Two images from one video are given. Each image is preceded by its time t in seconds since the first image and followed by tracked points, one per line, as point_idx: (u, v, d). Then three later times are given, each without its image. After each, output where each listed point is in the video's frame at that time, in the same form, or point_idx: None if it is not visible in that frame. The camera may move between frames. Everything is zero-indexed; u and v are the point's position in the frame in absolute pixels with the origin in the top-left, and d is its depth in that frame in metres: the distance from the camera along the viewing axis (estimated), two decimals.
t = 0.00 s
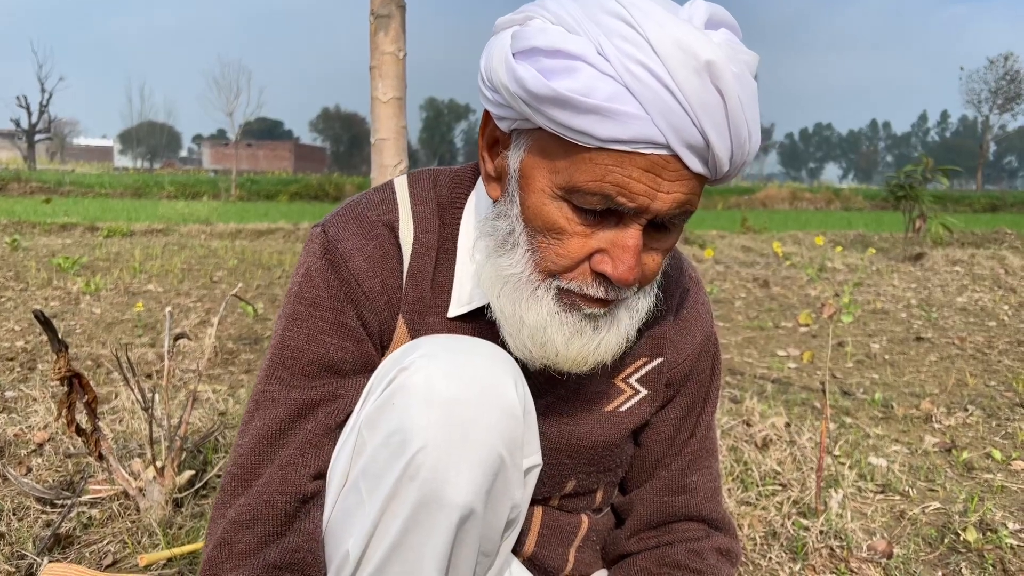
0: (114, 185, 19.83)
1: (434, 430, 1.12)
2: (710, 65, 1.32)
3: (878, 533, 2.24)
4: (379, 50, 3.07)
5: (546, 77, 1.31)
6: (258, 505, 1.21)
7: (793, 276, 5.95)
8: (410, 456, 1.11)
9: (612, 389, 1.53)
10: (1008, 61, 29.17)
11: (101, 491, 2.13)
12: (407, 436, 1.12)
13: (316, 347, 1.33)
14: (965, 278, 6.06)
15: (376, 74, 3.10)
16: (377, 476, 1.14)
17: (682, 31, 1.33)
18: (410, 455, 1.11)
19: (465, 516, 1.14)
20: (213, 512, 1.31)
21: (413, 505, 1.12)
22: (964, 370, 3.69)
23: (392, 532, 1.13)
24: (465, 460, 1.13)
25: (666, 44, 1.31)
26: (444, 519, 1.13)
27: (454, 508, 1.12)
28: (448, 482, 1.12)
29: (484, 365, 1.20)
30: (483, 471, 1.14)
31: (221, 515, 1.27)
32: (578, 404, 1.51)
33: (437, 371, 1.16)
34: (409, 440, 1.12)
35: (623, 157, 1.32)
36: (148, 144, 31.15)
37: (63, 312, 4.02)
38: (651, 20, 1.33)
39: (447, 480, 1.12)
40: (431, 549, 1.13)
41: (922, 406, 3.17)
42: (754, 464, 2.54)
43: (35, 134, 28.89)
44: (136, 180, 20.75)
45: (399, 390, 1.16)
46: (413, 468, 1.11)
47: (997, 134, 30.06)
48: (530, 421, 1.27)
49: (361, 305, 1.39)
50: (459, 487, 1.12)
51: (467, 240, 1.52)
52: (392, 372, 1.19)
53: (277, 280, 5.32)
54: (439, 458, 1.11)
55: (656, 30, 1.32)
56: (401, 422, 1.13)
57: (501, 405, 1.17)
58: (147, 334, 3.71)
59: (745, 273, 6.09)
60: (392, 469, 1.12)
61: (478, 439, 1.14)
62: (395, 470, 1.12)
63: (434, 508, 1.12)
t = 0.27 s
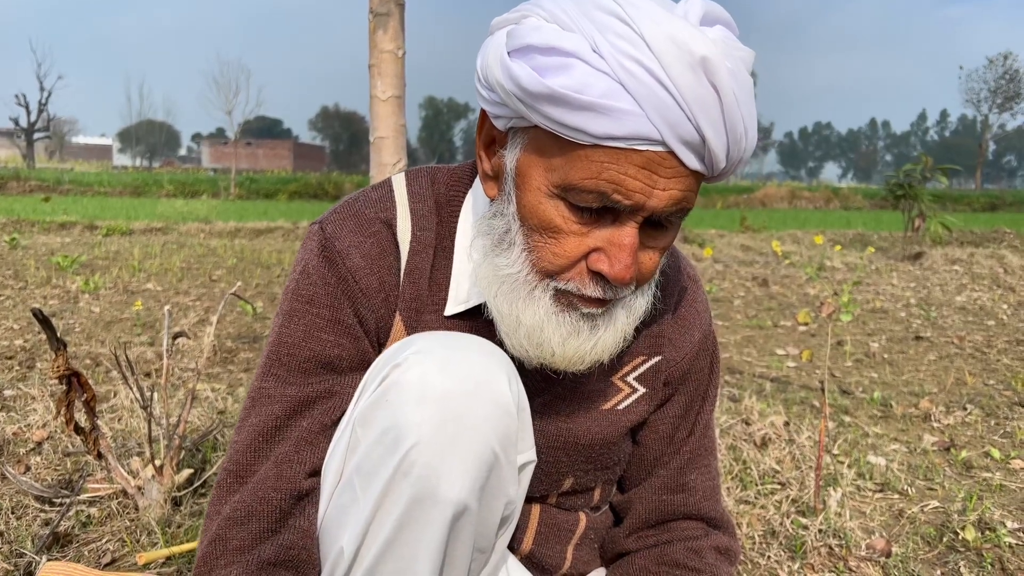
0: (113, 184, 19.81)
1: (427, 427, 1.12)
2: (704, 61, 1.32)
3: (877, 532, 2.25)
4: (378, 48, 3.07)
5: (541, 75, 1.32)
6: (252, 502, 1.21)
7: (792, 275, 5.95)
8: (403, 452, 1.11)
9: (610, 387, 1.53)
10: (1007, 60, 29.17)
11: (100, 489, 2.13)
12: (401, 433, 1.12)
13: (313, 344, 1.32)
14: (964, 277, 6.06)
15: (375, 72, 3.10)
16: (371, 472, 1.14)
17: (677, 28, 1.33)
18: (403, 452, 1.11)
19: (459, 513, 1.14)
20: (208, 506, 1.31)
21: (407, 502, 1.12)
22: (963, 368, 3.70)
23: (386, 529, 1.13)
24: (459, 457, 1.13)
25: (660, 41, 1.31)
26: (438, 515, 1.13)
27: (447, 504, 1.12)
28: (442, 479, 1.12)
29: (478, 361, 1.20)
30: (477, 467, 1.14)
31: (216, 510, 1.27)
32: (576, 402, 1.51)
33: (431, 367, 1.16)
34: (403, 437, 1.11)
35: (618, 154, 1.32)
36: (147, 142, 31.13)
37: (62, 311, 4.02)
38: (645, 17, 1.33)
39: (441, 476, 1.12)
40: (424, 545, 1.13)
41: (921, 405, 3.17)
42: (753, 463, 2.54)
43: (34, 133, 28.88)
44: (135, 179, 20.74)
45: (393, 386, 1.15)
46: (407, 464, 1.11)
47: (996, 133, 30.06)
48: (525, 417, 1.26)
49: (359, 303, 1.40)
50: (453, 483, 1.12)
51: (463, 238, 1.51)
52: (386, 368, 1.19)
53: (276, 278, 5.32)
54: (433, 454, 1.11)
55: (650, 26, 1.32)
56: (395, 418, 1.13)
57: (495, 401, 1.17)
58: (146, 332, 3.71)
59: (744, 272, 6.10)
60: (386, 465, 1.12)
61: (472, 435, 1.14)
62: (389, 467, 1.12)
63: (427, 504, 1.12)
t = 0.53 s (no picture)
0: (112, 183, 19.79)
1: (425, 425, 1.11)
2: (705, 61, 1.32)
3: (876, 531, 2.25)
4: (377, 48, 3.07)
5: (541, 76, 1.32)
6: (248, 501, 1.21)
7: (791, 275, 5.95)
8: (401, 451, 1.11)
9: (610, 386, 1.53)
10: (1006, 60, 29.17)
11: (99, 489, 2.13)
12: (398, 432, 1.12)
13: (311, 343, 1.32)
14: (964, 277, 6.06)
15: (374, 72, 3.09)
16: (369, 471, 1.14)
17: (677, 29, 1.33)
18: (401, 450, 1.11)
19: (457, 511, 1.14)
20: (205, 504, 1.30)
21: (404, 501, 1.12)
22: (963, 368, 3.70)
23: (384, 527, 1.13)
24: (456, 456, 1.12)
25: (661, 41, 1.31)
26: (435, 514, 1.13)
27: (445, 502, 1.12)
28: (440, 477, 1.12)
29: (476, 358, 1.19)
30: (474, 465, 1.14)
31: (212, 508, 1.26)
32: (576, 402, 1.51)
33: (428, 366, 1.15)
34: (400, 436, 1.11)
35: (620, 156, 1.32)
36: (145, 142, 31.10)
37: (61, 310, 4.02)
38: (645, 18, 1.33)
39: (438, 475, 1.12)
40: (423, 544, 1.13)
41: (920, 404, 3.17)
42: (753, 462, 2.54)
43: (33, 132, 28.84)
44: (134, 178, 20.72)
45: (390, 385, 1.15)
46: (404, 463, 1.11)
47: (995, 133, 30.06)
48: (522, 415, 1.26)
49: (357, 302, 1.39)
50: (450, 482, 1.12)
51: (464, 240, 1.51)
52: (383, 367, 1.19)
53: (276, 278, 5.32)
54: (430, 453, 1.11)
55: (651, 27, 1.32)
56: (392, 418, 1.13)
57: (492, 399, 1.16)
58: (145, 332, 3.71)
59: (743, 272, 6.10)
60: (383, 465, 1.12)
61: (470, 434, 1.13)
62: (386, 466, 1.11)
63: (425, 503, 1.12)
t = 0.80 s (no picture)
0: (111, 183, 19.78)
1: (425, 425, 1.12)
2: (705, 61, 1.32)
3: (876, 531, 2.25)
4: (377, 48, 3.07)
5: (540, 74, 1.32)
6: (246, 501, 1.21)
7: (791, 275, 5.95)
8: (400, 451, 1.11)
9: (610, 387, 1.53)
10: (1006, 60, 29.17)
11: (99, 489, 2.12)
12: (398, 431, 1.12)
13: (310, 343, 1.32)
14: (963, 277, 6.06)
15: (374, 72, 3.09)
16: (369, 471, 1.14)
17: (677, 28, 1.33)
18: (401, 450, 1.11)
19: (457, 511, 1.14)
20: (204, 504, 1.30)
21: (405, 501, 1.12)
22: (962, 368, 3.70)
23: (384, 527, 1.13)
24: (456, 456, 1.12)
25: (661, 40, 1.31)
26: (435, 514, 1.13)
27: (444, 502, 1.12)
28: (439, 477, 1.12)
29: (476, 358, 1.19)
30: (474, 465, 1.14)
31: (211, 509, 1.27)
32: (575, 402, 1.51)
33: (427, 366, 1.15)
34: (400, 435, 1.11)
35: (618, 154, 1.32)
36: (145, 142, 31.10)
37: (61, 310, 4.02)
38: (646, 17, 1.33)
39: (438, 475, 1.12)
40: (423, 543, 1.13)
41: (920, 405, 3.17)
42: (752, 462, 2.54)
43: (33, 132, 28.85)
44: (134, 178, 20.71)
45: (390, 385, 1.15)
46: (404, 463, 1.11)
47: (995, 133, 30.06)
48: (522, 415, 1.26)
49: (357, 302, 1.39)
50: (450, 481, 1.12)
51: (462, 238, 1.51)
52: (383, 367, 1.19)
53: (275, 278, 5.32)
54: (430, 453, 1.11)
55: (651, 27, 1.32)
56: (392, 417, 1.13)
57: (492, 399, 1.16)
58: (144, 332, 3.71)
59: (743, 272, 6.10)
60: (383, 464, 1.12)
61: (470, 433, 1.14)
62: (386, 465, 1.11)
63: (425, 502, 1.12)
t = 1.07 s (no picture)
0: (111, 184, 19.79)
1: (413, 425, 1.11)
2: (701, 46, 1.33)
3: (876, 533, 2.25)
4: (377, 49, 3.07)
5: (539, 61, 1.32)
6: (227, 498, 1.21)
7: (791, 276, 5.95)
8: (390, 452, 1.11)
9: (608, 388, 1.53)
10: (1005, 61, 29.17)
11: (99, 490, 2.12)
12: (388, 431, 1.12)
13: (301, 343, 1.32)
14: (963, 278, 6.05)
15: (374, 73, 3.09)
16: (359, 472, 1.14)
17: (675, 15, 1.34)
18: (391, 451, 1.11)
19: (448, 511, 1.14)
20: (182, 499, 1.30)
21: (396, 501, 1.12)
22: (962, 369, 3.70)
23: (375, 528, 1.13)
24: (446, 455, 1.12)
25: (659, 26, 1.32)
26: (426, 514, 1.12)
27: (435, 502, 1.12)
28: (429, 477, 1.12)
29: (465, 357, 1.19)
30: (465, 465, 1.14)
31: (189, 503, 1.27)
32: (573, 404, 1.51)
33: (417, 366, 1.15)
34: (389, 436, 1.11)
35: (618, 140, 1.32)
36: (145, 142, 31.10)
37: (60, 311, 4.02)
38: (642, 5, 1.34)
39: (428, 474, 1.12)
40: (414, 544, 1.13)
41: (920, 405, 3.17)
42: (752, 463, 2.54)
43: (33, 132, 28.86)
44: (133, 179, 20.71)
45: (379, 385, 1.15)
46: (394, 464, 1.11)
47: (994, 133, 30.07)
48: (513, 414, 1.25)
49: (352, 302, 1.39)
50: (441, 481, 1.12)
51: (462, 234, 1.51)
52: (372, 366, 1.19)
53: (275, 279, 5.32)
54: (420, 453, 1.11)
55: (647, 14, 1.33)
56: (381, 418, 1.13)
57: (482, 398, 1.16)
58: (144, 333, 3.71)
59: (743, 273, 6.10)
60: (373, 465, 1.12)
61: (460, 433, 1.13)
62: (376, 467, 1.11)
63: (416, 503, 1.12)
